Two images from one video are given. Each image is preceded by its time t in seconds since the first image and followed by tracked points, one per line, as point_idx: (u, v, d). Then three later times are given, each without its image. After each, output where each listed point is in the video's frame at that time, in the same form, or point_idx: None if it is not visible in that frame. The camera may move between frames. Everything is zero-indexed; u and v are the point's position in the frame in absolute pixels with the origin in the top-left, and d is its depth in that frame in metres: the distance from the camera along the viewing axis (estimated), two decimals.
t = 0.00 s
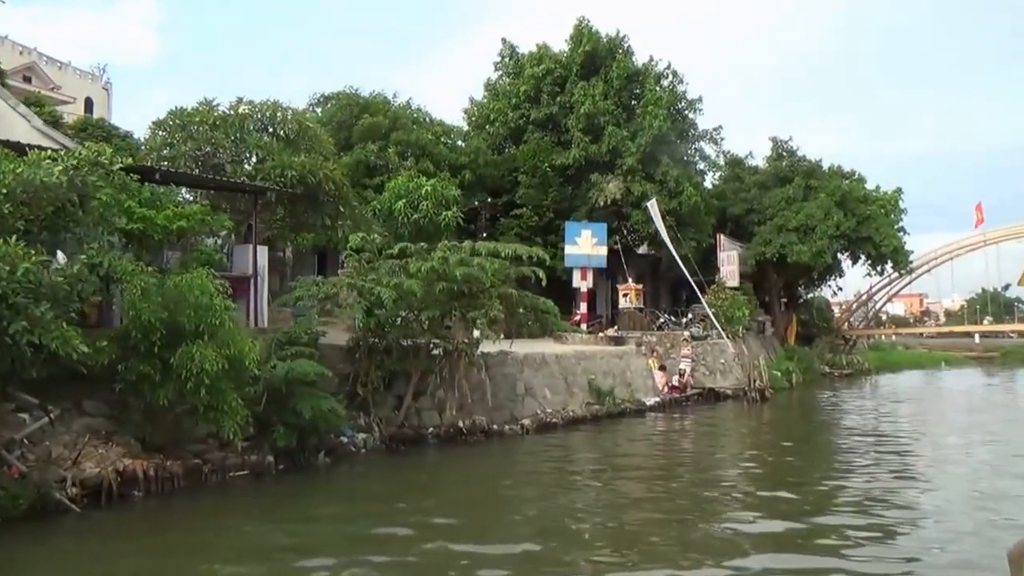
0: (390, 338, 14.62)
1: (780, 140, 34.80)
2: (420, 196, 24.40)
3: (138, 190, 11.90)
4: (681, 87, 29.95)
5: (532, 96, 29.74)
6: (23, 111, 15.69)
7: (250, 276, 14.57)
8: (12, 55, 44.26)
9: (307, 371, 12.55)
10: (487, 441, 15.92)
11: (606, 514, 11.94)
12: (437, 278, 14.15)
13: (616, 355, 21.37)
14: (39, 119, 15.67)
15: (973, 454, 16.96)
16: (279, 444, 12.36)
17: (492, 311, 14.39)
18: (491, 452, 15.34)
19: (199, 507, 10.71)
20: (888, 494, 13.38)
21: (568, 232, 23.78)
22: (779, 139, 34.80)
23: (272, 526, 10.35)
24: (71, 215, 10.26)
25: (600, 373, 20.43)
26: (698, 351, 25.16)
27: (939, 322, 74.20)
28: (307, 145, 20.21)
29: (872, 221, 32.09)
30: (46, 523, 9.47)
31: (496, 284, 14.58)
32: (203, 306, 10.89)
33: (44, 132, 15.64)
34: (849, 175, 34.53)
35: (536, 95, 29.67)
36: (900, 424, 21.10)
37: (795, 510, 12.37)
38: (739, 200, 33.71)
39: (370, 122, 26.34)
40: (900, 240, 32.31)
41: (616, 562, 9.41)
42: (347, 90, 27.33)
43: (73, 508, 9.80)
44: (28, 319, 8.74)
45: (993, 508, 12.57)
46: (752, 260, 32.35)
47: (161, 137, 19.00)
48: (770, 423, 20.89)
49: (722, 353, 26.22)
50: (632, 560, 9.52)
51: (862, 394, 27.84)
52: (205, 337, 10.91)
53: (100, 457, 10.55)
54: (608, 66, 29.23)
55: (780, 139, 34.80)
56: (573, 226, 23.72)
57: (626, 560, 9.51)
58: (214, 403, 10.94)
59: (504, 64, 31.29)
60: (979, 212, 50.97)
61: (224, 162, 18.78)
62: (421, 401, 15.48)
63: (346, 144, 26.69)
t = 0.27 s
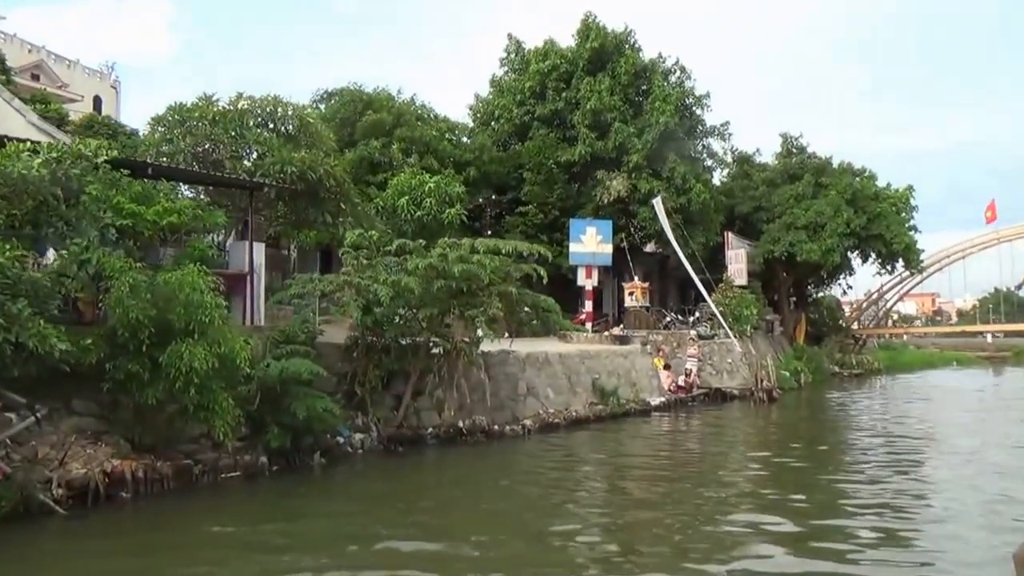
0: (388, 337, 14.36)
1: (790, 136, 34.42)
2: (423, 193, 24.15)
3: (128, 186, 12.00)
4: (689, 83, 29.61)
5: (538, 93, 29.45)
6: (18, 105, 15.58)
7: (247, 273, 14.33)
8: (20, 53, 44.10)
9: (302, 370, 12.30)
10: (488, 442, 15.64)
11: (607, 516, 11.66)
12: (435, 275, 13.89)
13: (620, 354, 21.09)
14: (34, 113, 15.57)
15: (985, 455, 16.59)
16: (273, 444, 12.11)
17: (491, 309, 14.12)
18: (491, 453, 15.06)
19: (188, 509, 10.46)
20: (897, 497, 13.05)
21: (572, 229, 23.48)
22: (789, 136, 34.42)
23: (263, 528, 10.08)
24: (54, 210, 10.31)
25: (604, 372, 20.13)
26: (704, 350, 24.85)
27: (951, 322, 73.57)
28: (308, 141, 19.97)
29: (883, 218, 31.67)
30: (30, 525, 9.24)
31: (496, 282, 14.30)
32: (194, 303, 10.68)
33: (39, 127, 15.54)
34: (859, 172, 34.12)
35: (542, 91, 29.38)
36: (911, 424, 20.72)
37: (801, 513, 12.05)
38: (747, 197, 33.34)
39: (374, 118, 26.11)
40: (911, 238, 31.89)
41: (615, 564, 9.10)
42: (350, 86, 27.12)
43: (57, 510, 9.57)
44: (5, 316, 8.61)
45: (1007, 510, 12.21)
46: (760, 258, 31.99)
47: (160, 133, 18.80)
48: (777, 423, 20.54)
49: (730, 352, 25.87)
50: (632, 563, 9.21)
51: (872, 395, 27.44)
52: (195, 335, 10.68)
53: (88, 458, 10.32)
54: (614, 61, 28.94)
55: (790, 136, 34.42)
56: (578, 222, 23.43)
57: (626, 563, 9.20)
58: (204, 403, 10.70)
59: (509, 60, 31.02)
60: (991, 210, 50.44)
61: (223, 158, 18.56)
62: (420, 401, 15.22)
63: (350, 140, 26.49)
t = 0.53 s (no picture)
0: (386, 337, 14.12)
1: (800, 134, 34.01)
2: (427, 191, 23.90)
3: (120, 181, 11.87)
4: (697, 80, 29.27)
5: (544, 90, 29.17)
6: (12, 101, 15.42)
7: (243, 272, 14.11)
8: (27, 53, 44.03)
9: (297, 370, 12.05)
10: (488, 443, 15.37)
11: (608, 520, 11.38)
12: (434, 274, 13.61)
13: (625, 355, 20.80)
14: (29, 110, 15.42)
15: (999, 458, 16.19)
16: (266, 446, 11.88)
17: (491, 309, 13.82)
18: (491, 455, 14.79)
19: (178, 512, 10.23)
20: (907, 500, 12.72)
21: (577, 228, 23.18)
22: (799, 134, 34.02)
23: (254, 531, 9.84)
24: (37, 205, 9.96)
25: (609, 373, 19.84)
26: (711, 350, 24.54)
27: (964, 322, 72.91)
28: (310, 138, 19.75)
29: (894, 217, 31.25)
30: (14, 528, 9.02)
31: (497, 281, 14.01)
32: (185, 302, 10.46)
33: (34, 122, 15.38)
34: (871, 171, 33.68)
35: (548, 89, 29.10)
36: (923, 426, 20.31)
37: (807, 517, 11.73)
38: (756, 196, 32.96)
39: (378, 116, 25.88)
40: (923, 237, 31.44)
41: (615, 570, 8.79)
42: (354, 84, 26.85)
43: (42, 514, 9.35)
44: None
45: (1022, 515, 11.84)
46: (768, 258, 31.63)
47: (160, 130, 18.61)
48: (786, 425, 20.18)
49: (737, 352, 25.53)
50: (632, 568, 8.90)
51: (882, 396, 27.04)
52: (186, 335, 10.46)
53: (75, 460, 10.11)
54: (622, 59, 28.62)
55: (800, 134, 34.01)
56: (582, 221, 23.14)
57: (626, 568, 8.89)
58: (195, 404, 10.48)
59: (516, 57, 30.74)
60: (1005, 209, 49.86)
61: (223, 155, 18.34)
62: (419, 402, 14.98)
63: (354, 138, 26.30)
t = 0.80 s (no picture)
0: (383, 338, 13.90)
1: (809, 133, 33.62)
2: (430, 191, 23.67)
3: (111, 180, 11.68)
4: (705, 79, 28.94)
5: (550, 89, 28.91)
6: (8, 99, 15.32)
7: (240, 272, 13.91)
8: (35, 54, 43.85)
9: (292, 371, 11.82)
10: (489, 446, 15.13)
11: (609, 524, 11.11)
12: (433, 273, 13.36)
13: (630, 356, 20.50)
14: (26, 108, 15.31)
15: (1013, 462, 15.81)
16: (260, 449, 11.67)
17: (491, 309, 13.56)
18: (492, 458, 14.55)
19: (166, 516, 10.03)
20: (917, 504, 12.40)
21: (582, 227, 22.90)
22: (808, 133, 33.63)
23: (241, 534, 9.63)
24: (19, 204, 9.67)
25: (613, 375, 19.56)
26: (718, 352, 24.23)
27: (976, 324, 72.24)
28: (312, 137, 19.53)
29: (906, 217, 30.82)
30: None
31: (497, 281, 13.73)
32: (175, 302, 10.20)
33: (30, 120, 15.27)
34: (882, 170, 33.26)
35: (554, 87, 28.83)
36: (935, 430, 19.91)
37: (814, 521, 11.43)
38: (765, 196, 32.61)
39: (382, 115, 25.66)
40: (935, 237, 31.01)
41: None
42: (358, 83, 26.63)
43: (26, 518, 9.16)
44: None
45: None
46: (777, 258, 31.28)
47: (159, 128, 18.44)
48: (794, 428, 19.85)
49: (745, 354, 25.20)
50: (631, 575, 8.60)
51: (893, 398, 26.64)
52: (176, 336, 10.25)
53: (62, 463, 9.94)
54: (629, 57, 28.33)
55: (809, 133, 33.62)
56: (588, 221, 22.81)
57: None
58: (185, 406, 10.27)
59: (522, 56, 30.46)
60: (1018, 209, 49.29)
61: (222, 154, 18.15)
62: (418, 404, 14.76)
63: (358, 138, 26.11)
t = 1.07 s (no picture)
0: (381, 339, 13.68)
1: (819, 132, 33.23)
2: (434, 190, 23.45)
3: (101, 178, 11.54)
4: (713, 77, 28.61)
5: (556, 88, 28.64)
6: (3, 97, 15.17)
7: (235, 273, 13.68)
8: (42, 54, 42.72)
9: (286, 373, 11.59)
10: (489, 449, 14.88)
11: (609, 529, 10.83)
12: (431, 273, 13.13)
13: (636, 358, 20.22)
14: (20, 105, 15.16)
15: None
16: (253, 452, 11.44)
17: (490, 310, 13.30)
18: (492, 462, 14.30)
19: (154, 521, 9.82)
20: (926, 509, 12.07)
21: (588, 227, 22.61)
22: (818, 131, 33.24)
23: (229, 538, 9.41)
24: None
25: (618, 377, 19.28)
26: (726, 354, 23.91)
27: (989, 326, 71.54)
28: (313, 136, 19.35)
29: (918, 217, 30.40)
30: None
31: (497, 282, 13.48)
32: (164, 302, 10.00)
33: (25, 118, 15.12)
34: (893, 169, 32.85)
35: (560, 86, 28.56)
36: (946, 433, 19.54)
37: (820, 527, 11.11)
38: (774, 195, 32.27)
39: (386, 114, 25.45)
40: (947, 237, 30.59)
41: None
42: (363, 82, 26.42)
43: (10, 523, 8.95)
44: None
45: None
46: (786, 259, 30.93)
47: (159, 126, 18.28)
48: (802, 431, 19.52)
49: (753, 356, 24.86)
50: None
51: (904, 401, 26.26)
52: (164, 336, 10.03)
53: (49, 466, 9.73)
54: (636, 55, 28.04)
55: (819, 132, 33.24)
56: (593, 220, 22.53)
57: None
58: (174, 409, 10.05)
59: (528, 54, 30.19)
60: None
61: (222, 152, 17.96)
62: (418, 406, 14.53)
63: (362, 137, 25.93)
